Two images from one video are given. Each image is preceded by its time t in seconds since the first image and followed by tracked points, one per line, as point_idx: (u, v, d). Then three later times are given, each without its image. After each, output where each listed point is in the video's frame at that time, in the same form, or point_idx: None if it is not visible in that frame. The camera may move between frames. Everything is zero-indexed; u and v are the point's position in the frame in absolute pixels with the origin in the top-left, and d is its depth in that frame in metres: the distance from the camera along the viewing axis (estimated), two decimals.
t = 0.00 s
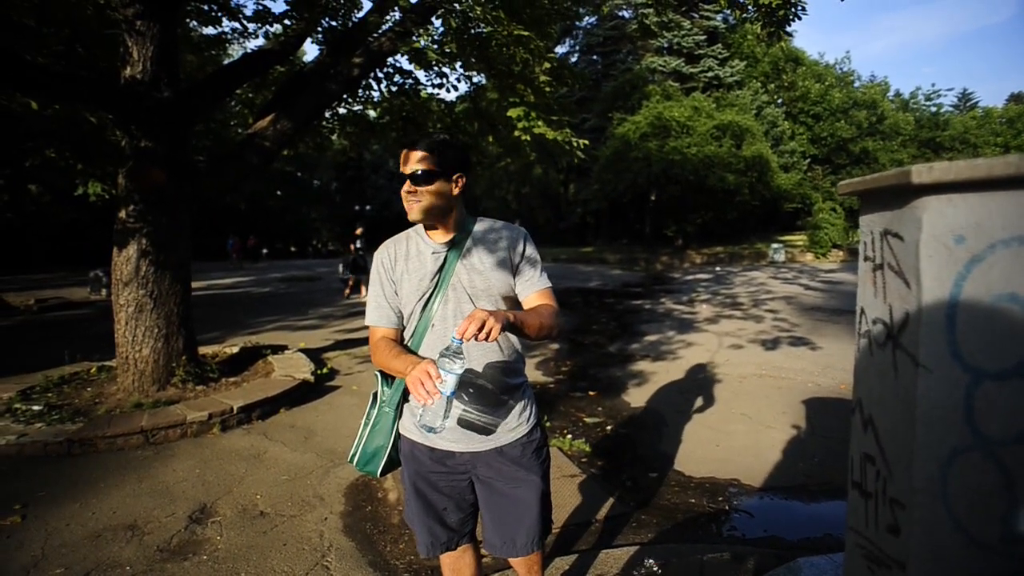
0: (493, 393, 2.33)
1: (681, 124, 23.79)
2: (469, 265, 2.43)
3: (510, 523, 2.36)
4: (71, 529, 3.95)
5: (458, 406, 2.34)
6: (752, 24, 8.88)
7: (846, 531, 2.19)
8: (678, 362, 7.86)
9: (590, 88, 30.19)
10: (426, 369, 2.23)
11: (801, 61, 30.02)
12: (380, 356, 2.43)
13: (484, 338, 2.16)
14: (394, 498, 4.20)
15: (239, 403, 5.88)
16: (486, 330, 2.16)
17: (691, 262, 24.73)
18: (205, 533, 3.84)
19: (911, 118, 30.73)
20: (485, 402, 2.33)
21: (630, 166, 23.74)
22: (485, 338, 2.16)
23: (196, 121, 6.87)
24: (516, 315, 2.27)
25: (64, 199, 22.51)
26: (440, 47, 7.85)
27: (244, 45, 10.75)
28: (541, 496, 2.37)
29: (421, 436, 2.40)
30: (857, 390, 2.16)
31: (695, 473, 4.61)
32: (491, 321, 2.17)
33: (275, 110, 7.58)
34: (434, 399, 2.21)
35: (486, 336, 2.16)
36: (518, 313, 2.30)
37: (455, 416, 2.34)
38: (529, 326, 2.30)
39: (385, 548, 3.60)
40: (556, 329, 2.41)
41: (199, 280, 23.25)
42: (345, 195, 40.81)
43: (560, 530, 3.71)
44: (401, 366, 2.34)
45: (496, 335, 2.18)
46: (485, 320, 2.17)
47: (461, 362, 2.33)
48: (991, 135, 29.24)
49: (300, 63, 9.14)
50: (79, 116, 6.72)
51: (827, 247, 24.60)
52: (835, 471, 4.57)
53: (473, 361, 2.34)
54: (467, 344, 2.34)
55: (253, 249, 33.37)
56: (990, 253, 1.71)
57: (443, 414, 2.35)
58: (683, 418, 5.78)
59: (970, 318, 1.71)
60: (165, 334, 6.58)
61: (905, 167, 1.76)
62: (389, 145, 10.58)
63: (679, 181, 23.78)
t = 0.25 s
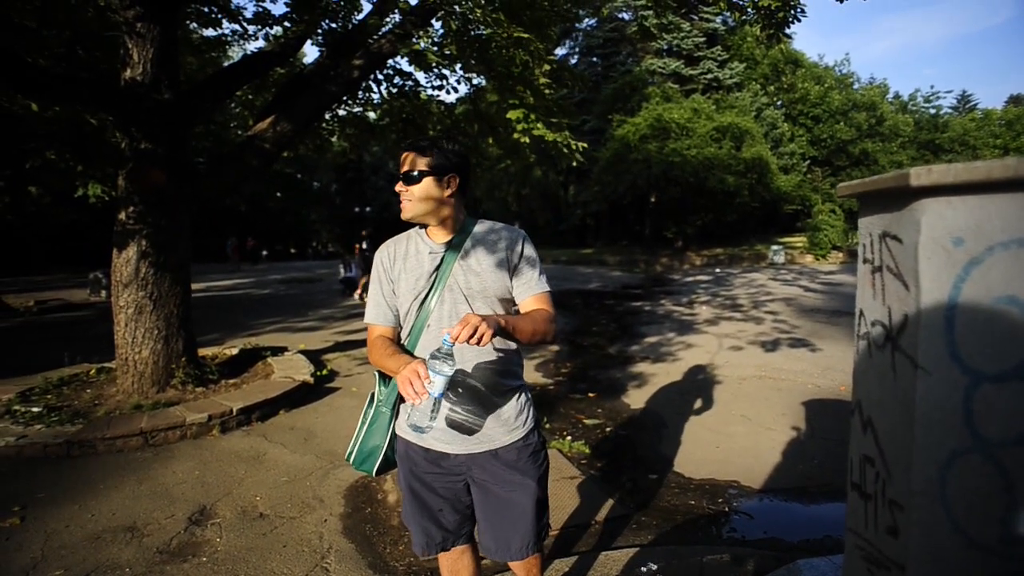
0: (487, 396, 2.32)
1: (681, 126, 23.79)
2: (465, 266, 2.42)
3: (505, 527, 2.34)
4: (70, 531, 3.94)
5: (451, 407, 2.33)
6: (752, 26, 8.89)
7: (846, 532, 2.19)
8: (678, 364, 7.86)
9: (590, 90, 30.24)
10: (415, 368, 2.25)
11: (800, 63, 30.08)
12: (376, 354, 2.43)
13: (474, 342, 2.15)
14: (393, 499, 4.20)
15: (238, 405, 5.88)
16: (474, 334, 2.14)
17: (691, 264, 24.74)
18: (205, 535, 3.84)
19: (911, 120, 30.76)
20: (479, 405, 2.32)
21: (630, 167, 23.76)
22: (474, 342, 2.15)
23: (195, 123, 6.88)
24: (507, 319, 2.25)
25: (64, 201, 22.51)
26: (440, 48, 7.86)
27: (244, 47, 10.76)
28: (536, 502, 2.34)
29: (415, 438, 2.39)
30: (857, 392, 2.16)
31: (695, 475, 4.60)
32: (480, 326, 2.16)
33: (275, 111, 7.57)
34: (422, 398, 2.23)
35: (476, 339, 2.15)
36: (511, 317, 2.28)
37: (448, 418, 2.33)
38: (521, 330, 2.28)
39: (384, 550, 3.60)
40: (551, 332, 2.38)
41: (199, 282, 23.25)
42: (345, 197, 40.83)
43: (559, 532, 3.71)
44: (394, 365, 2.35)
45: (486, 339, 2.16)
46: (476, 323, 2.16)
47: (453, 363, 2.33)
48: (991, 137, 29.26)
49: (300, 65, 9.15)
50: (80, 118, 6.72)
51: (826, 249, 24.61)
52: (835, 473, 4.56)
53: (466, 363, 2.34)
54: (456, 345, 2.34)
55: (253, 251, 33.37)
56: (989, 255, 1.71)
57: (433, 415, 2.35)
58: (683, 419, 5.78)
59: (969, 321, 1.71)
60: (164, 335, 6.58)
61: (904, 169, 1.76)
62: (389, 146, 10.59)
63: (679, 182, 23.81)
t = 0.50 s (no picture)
0: (484, 396, 2.32)
1: (684, 126, 23.77)
2: (466, 266, 2.42)
3: (504, 527, 2.33)
4: (74, 528, 3.95)
5: (447, 407, 2.33)
6: (756, 27, 8.89)
7: (851, 534, 2.19)
8: (681, 364, 7.86)
9: (593, 90, 30.24)
10: (409, 368, 2.27)
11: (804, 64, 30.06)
12: (375, 352, 2.44)
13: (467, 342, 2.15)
14: (396, 499, 4.20)
15: (241, 404, 5.89)
16: (465, 334, 2.14)
17: (694, 265, 24.74)
18: (208, 533, 3.85)
19: (915, 121, 30.71)
20: (476, 405, 2.32)
21: (633, 168, 23.75)
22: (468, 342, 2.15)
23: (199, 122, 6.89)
24: (503, 320, 2.24)
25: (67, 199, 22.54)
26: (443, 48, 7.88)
27: (248, 47, 10.78)
28: (536, 503, 2.33)
29: (415, 437, 2.39)
30: (863, 394, 2.16)
31: (698, 475, 4.60)
32: (472, 326, 2.16)
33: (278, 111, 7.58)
34: (417, 398, 2.25)
35: (470, 339, 2.15)
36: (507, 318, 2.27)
37: (444, 418, 2.33)
38: (518, 332, 2.27)
39: (387, 549, 3.60)
40: (550, 335, 2.37)
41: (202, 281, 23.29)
42: (348, 197, 40.88)
43: (561, 532, 3.70)
44: (392, 363, 2.36)
45: (480, 339, 2.16)
46: (470, 324, 2.16)
47: (450, 364, 2.33)
48: (995, 138, 29.19)
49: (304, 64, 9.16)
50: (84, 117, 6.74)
51: (830, 250, 24.57)
52: (838, 475, 4.56)
53: (462, 363, 2.34)
54: (452, 345, 2.34)
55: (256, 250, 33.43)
56: (996, 257, 1.71)
57: (429, 415, 2.35)
58: (685, 420, 5.78)
59: (976, 323, 1.71)
60: (168, 334, 6.59)
61: (911, 171, 1.77)
62: (392, 146, 10.60)
63: (682, 183, 23.78)
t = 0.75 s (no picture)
0: (496, 396, 2.33)
1: (697, 126, 23.68)
2: (479, 265, 2.42)
3: (515, 527, 2.34)
4: (90, 522, 3.99)
5: (459, 407, 2.34)
6: (770, 26, 8.84)
7: (871, 541, 2.18)
8: (692, 365, 7.83)
9: (605, 89, 30.16)
10: (421, 369, 2.29)
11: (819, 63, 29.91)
12: (389, 350, 2.46)
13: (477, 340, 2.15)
14: (407, 497, 4.21)
15: (254, 400, 5.93)
16: (475, 331, 2.15)
17: (706, 265, 24.64)
18: (221, 529, 3.88)
19: (931, 121, 30.42)
20: (488, 405, 2.33)
21: (645, 168, 23.67)
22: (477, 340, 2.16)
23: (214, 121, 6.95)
24: (514, 318, 2.24)
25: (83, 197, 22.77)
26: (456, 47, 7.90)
27: (261, 46, 10.84)
28: (547, 504, 2.33)
29: (427, 436, 2.40)
30: (885, 398, 2.15)
31: (710, 477, 4.59)
32: (482, 323, 2.17)
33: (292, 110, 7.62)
34: (428, 400, 2.27)
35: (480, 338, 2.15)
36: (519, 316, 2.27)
37: (455, 418, 2.34)
38: (530, 331, 2.26)
39: (398, 547, 3.61)
40: (563, 334, 2.36)
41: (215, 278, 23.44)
42: (360, 196, 41.04)
43: (571, 532, 3.71)
44: (404, 360, 2.37)
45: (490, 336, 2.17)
46: (480, 322, 2.16)
47: (463, 362, 2.34)
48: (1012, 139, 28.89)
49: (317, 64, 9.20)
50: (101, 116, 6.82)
51: (844, 251, 24.38)
52: (851, 478, 4.53)
53: (475, 362, 2.34)
54: (463, 345, 2.35)
55: (268, 248, 33.61)
56: None
57: (441, 415, 2.36)
58: (697, 421, 5.75)
59: (1004, 327, 1.69)
60: (182, 330, 6.65)
61: (938, 172, 1.76)
62: (404, 145, 10.63)
63: (694, 183, 23.67)
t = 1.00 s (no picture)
0: (513, 397, 2.33)
1: (710, 126, 23.57)
2: (495, 267, 2.42)
3: (530, 527, 2.34)
4: (106, 518, 4.03)
5: (477, 408, 2.33)
6: (786, 25, 8.79)
7: (895, 548, 2.16)
8: (705, 367, 7.80)
9: (618, 90, 30.09)
10: (440, 370, 2.31)
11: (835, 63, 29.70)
12: (405, 351, 2.47)
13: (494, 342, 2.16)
14: (419, 497, 4.22)
15: (268, 399, 5.97)
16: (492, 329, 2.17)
17: (719, 267, 24.53)
18: (235, 526, 3.91)
19: (949, 121, 30.09)
20: (504, 406, 2.33)
21: (658, 168, 23.60)
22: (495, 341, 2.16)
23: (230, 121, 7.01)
24: (532, 319, 2.24)
25: (101, 196, 23.02)
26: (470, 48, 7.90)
27: (277, 47, 10.92)
28: (561, 504, 2.32)
29: (443, 436, 2.41)
30: (908, 403, 2.12)
31: (724, 480, 4.57)
32: (499, 322, 2.18)
33: (307, 110, 7.66)
34: (447, 400, 2.28)
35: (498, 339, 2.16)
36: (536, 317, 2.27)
37: (472, 419, 2.34)
38: (547, 332, 2.26)
39: (410, 547, 3.61)
40: (579, 334, 2.36)
41: (230, 277, 23.62)
42: (373, 196, 41.19)
43: (584, 534, 3.70)
44: (422, 362, 2.38)
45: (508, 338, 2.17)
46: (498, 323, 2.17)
47: (480, 363, 2.35)
48: None
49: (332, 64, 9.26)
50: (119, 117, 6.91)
51: (859, 253, 24.17)
52: (867, 482, 4.49)
53: (492, 363, 2.35)
54: (480, 346, 2.35)
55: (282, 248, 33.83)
56: None
57: (458, 416, 2.36)
58: (710, 423, 5.73)
59: None
60: (197, 329, 6.70)
61: (969, 174, 1.74)
62: (417, 146, 10.67)
63: (708, 184, 23.56)
